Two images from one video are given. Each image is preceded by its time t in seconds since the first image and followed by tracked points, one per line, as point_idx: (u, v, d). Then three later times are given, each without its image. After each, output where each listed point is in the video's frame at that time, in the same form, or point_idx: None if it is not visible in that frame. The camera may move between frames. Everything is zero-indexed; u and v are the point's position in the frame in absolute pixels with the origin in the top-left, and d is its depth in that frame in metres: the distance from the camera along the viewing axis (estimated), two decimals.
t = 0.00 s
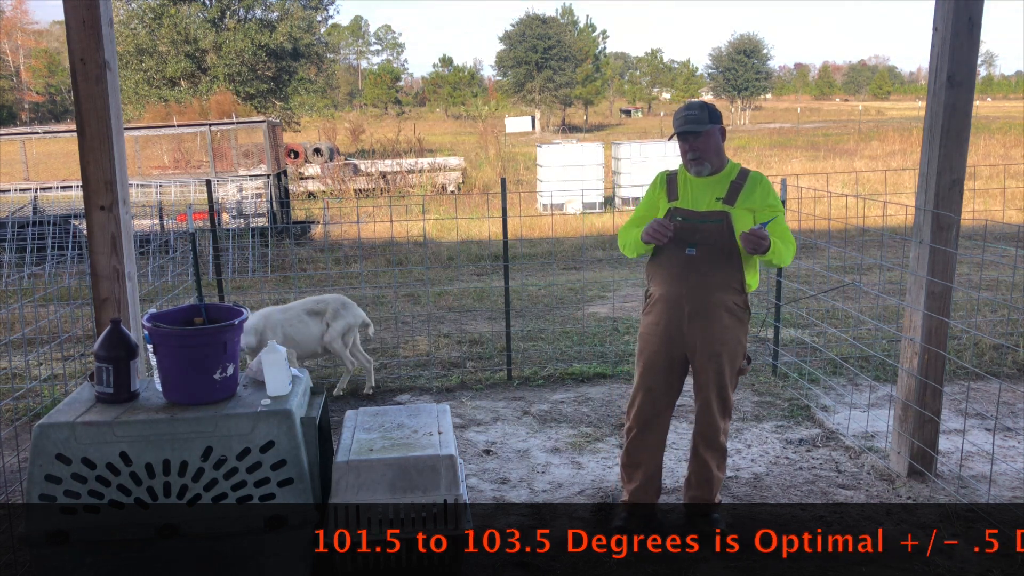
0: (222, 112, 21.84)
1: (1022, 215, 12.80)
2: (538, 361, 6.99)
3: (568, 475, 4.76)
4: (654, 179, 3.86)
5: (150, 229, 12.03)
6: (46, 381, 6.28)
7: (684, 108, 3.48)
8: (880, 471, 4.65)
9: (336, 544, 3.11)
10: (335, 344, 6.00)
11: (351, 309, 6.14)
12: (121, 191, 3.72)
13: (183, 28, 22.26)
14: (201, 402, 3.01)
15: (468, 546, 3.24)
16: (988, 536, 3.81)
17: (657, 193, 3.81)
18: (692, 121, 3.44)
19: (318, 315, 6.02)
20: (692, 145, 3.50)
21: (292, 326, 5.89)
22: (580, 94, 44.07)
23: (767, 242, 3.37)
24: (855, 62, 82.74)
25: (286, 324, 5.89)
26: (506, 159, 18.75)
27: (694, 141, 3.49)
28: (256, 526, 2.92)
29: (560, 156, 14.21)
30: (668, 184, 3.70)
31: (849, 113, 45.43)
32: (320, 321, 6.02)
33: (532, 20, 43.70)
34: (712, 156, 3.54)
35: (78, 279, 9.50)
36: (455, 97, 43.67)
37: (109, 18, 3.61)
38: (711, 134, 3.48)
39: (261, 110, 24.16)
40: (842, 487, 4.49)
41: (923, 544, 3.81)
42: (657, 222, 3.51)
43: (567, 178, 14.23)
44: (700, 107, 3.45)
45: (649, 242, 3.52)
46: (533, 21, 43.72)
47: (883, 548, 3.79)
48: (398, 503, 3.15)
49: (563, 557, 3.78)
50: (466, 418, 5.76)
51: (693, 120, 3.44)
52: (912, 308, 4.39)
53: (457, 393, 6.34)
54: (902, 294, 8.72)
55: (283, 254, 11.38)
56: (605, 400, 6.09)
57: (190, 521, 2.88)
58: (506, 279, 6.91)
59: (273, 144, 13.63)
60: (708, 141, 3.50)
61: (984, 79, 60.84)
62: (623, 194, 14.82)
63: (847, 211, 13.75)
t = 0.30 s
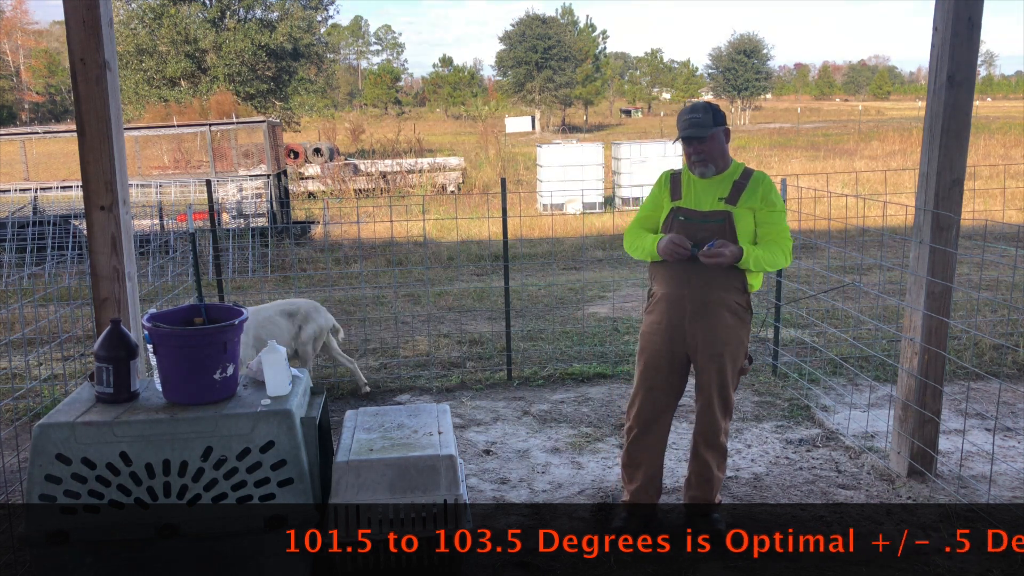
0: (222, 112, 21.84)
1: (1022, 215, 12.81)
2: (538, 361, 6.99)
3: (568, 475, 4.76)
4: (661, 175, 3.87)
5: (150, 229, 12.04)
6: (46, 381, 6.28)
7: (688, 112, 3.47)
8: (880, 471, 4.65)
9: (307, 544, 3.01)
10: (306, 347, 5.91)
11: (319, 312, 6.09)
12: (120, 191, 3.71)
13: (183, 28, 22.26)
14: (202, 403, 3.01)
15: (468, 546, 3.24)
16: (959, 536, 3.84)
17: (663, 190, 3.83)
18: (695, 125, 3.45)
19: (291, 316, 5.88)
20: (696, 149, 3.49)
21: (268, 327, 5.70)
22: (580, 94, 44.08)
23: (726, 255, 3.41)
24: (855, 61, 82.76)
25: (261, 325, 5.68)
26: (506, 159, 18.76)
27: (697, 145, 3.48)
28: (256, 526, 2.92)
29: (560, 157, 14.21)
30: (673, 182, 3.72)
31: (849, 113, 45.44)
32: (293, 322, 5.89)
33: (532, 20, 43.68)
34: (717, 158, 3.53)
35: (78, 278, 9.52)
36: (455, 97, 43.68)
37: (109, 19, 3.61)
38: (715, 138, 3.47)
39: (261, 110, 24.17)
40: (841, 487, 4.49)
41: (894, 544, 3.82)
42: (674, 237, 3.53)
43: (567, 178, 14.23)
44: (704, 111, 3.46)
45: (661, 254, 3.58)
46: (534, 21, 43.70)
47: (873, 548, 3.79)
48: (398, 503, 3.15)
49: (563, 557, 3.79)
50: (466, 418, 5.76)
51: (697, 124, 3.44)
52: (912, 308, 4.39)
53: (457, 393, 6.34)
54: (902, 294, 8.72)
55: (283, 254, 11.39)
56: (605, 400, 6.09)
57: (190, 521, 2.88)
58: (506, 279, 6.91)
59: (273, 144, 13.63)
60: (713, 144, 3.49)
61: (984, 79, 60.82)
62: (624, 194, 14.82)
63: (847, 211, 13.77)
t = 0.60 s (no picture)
0: (222, 112, 21.83)
1: (1022, 215, 12.82)
2: (538, 361, 6.99)
3: (568, 475, 4.76)
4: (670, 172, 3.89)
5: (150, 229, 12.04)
6: (46, 381, 6.28)
7: (689, 113, 3.48)
8: (880, 471, 4.65)
9: (279, 544, 2.95)
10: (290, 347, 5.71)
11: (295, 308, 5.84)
12: (120, 191, 3.71)
13: (183, 28, 22.26)
14: (202, 403, 3.01)
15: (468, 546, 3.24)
16: (931, 536, 3.85)
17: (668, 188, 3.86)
18: (694, 128, 3.46)
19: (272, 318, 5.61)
20: (694, 153, 3.49)
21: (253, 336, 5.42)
22: (580, 94, 44.08)
23: (700, 259, 3.41)
24: (856, 61, 82.80)
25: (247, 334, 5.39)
26: (506, 159, 18.76)
27: (695, 149, 3.48)
28: (256, 526, 2.93)
29: (560, 156, 14.21)
30: (676, 181, 3.73)
31: (849, 113, 45.46)
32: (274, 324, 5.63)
33: (532, 20, 43.65)
34: (717, 161, 3.52)
35: (78, 279, 9.52)
36: (455, 97, 43.69)
37: (109, 19, 3.61)
38: (714, 141, 3.47)
39: (261, 110, 24.17)
40: (841, 487, 4.49)
41: (866, 544, 3.84)
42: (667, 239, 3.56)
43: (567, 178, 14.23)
44: (703, 114, 3.46)
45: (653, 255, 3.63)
46: (534, 21, 43.69)
47: (873, 549, 3.79)
48: (398, 504, 3.15)
49: (563, 557, 3.78)
50: (466, 418, 5.76)
51: (695, 127, 3.45)
52: (912, 308, 4.39)
53: (457, 393, 6.35)
54: (902, 294, 8.72)
55: (283, 254, 11.39)
56: (605, 400, 6.09)
57: (190, 521, 2.88)
58: (506, 279, 6.90)
59: (273, 144, 13.62)
60: (712, 147, 3.48)
61: (984, 79, 60.83)
62: (624, 194, 14.82)
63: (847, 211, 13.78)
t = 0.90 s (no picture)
0: (222, 112, 21.84)
1: (1022, 215, 12.83)
2: (538, 361, 6.99)
3: (568, 475, 4.76)
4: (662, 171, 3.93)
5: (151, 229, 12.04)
6: (46, 381, 6.28)
7: (677, 107, 3.53)
8: (880, 471, 4.64)
9: (250, 544, 2.93)
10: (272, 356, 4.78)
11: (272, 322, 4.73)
12: (120, 191, 3.72)
13: (183, 28, 22.26)
14: (201, 402, 3.02)
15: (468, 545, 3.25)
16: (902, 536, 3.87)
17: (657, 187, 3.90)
18: (680, 120, 3.50)
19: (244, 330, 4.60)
20: (679, 146, 3.54)
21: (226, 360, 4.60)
22: (580, 95, 44.08)
23: (678, 256, 3.46)
24: (856, 62, 82.83)
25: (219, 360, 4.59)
26: (505, 159, 18.77)
27: (681, 142, 3.53)
28: (257, 526, 2.93)
29: (560, 157, 14.21)
30: (664, 180, 3.78)
31: (849, 113, 45.47)
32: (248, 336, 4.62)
33: (532, 20, 43.65)
34: (702, 156, 3.56)
35: (78, 279, 9.53)
36: (455, 97, 43.70)
37: (109, 19, 3.61)
38: (700, 135, 3.51)
39: (261, 110, 24.17)
40: (842, 487, 4.49)
41: (864, 543, 3.84)
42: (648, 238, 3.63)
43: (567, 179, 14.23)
44: (690, 106, 3.50)
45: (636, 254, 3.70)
46: (533, 21, 43.69)
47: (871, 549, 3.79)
48: (398, 503, 3.15)
49: (562, 556, 3.78)
50: (466, 418, 5.76)
51: (682, 119, 3.49)
52: (912, 308, 4.39)
53: (457, 393, 6.35)
54: (902, 294, 8.72)
55: (283, 254, 11.40)
56: (605, 401, 6.09)
57: (191, 521, 2.89)
58: (506, 278, 6.90)
59: (273, 144, 13.62)
60: (698, 141, 3.52)
61: (984, 79, 60.83)
62: (623, 194, 14.82)
63: (847, 211, 13.79)
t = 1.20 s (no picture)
0: (222, 112, 21.84)
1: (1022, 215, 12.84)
2: (538, 361, 6.99)
3: (568, 475, 4.76)
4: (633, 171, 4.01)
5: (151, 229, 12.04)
6: (46, 382, 6.28)
7: (656, 104, 3.61)
8: (880, 471, 4.64)
9: (221, 545, 2.90)
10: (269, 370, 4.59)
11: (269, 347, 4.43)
12: (121, 191, 3.71)
13: (183, 28, 22.26)
14: (200, 402, 3.02)
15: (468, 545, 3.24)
16: (874, 536, 3.87)
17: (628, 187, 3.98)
18: (660, 115, 3.57)
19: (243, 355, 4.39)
20: (657, 141, 3.62)
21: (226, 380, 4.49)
22: (580, 95, 44.07)
23: (652, 249, 3.54)
24: (856, 62, 82.84)
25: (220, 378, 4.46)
26: (505, 159, 18.77)
27: (660, 139, 3.61)
28: (256, 526, 2.93)
29: (560, 157, 14.21)
30: (636, 179, 3.85)
31: (849, 113, 45.47)
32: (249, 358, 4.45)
33: (532, 20, 43.62)
34: (678, 153, 3.64)
35: (78, 279, 9.54)
36: (455, 97, 43.70)
37: (109, 19, 3.61)
38: (678, 132, 3.59)
39: (261, 110, 24.16)
40: (842, 487, 4.49)
41: (864, 543, 3.84)
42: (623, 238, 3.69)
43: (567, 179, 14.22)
44: (670, 105, 3.59)
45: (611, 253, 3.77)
46: (534, 21, 43.66)
47: (870, 548, 3.79)
48: (398, 503, 3.15)
49: (563, 557, 3.78)
50: (466, 418, 5.76)
51: (663, 114, 3.56)
52: (912, 308, 4.40)
53: (457, 393, 6.35)
54: (902, 294, 8.72)
55: (283, 254, 11.40)
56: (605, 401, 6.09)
57: (191, 521, 2.89)
58: (506, 278, 6.89)
59: (273, 144, 13.62)
60: (676, 137, 3.60)
61: (984, 79, 60.79)
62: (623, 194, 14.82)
63: (847, 211, 13.80)
